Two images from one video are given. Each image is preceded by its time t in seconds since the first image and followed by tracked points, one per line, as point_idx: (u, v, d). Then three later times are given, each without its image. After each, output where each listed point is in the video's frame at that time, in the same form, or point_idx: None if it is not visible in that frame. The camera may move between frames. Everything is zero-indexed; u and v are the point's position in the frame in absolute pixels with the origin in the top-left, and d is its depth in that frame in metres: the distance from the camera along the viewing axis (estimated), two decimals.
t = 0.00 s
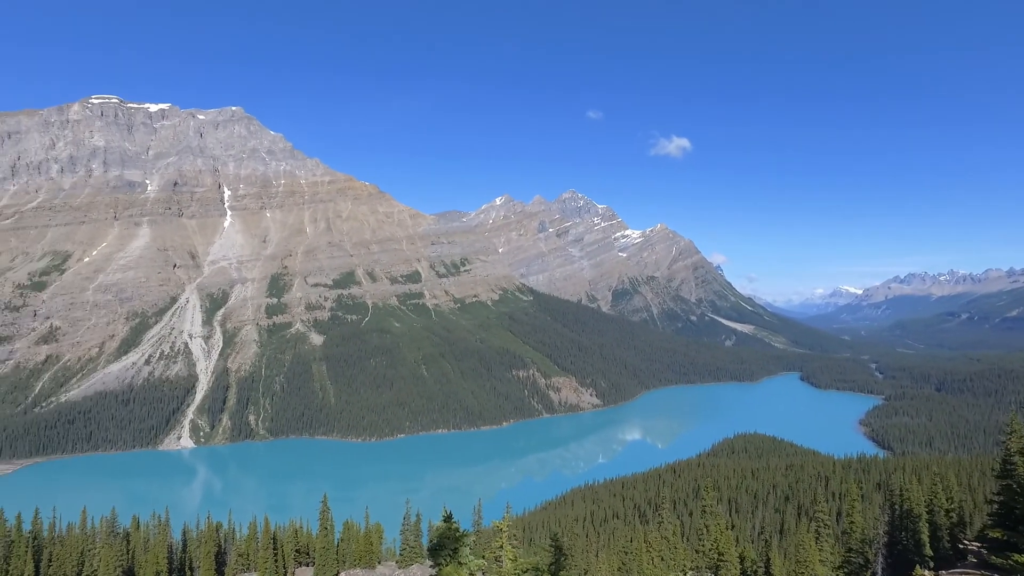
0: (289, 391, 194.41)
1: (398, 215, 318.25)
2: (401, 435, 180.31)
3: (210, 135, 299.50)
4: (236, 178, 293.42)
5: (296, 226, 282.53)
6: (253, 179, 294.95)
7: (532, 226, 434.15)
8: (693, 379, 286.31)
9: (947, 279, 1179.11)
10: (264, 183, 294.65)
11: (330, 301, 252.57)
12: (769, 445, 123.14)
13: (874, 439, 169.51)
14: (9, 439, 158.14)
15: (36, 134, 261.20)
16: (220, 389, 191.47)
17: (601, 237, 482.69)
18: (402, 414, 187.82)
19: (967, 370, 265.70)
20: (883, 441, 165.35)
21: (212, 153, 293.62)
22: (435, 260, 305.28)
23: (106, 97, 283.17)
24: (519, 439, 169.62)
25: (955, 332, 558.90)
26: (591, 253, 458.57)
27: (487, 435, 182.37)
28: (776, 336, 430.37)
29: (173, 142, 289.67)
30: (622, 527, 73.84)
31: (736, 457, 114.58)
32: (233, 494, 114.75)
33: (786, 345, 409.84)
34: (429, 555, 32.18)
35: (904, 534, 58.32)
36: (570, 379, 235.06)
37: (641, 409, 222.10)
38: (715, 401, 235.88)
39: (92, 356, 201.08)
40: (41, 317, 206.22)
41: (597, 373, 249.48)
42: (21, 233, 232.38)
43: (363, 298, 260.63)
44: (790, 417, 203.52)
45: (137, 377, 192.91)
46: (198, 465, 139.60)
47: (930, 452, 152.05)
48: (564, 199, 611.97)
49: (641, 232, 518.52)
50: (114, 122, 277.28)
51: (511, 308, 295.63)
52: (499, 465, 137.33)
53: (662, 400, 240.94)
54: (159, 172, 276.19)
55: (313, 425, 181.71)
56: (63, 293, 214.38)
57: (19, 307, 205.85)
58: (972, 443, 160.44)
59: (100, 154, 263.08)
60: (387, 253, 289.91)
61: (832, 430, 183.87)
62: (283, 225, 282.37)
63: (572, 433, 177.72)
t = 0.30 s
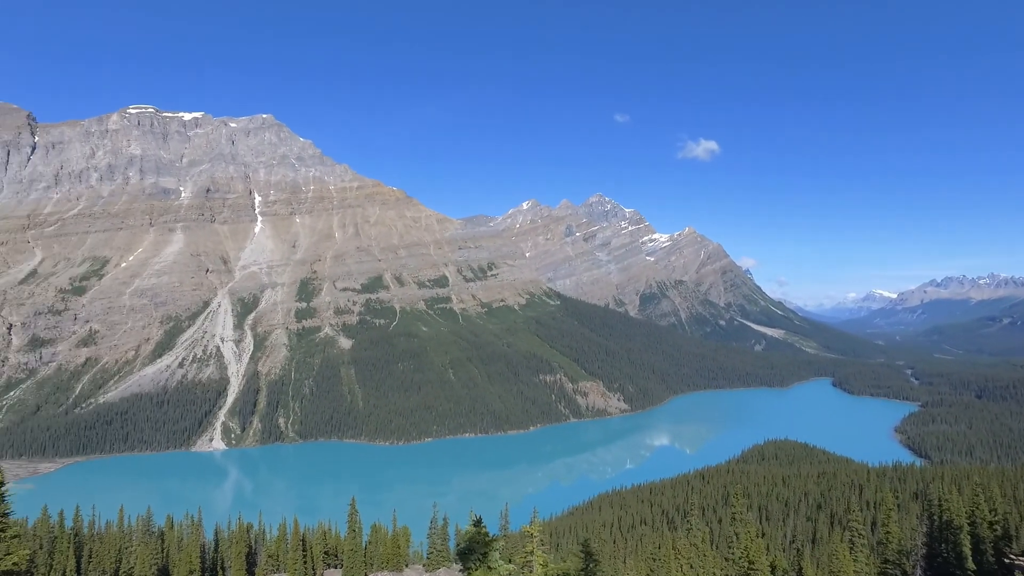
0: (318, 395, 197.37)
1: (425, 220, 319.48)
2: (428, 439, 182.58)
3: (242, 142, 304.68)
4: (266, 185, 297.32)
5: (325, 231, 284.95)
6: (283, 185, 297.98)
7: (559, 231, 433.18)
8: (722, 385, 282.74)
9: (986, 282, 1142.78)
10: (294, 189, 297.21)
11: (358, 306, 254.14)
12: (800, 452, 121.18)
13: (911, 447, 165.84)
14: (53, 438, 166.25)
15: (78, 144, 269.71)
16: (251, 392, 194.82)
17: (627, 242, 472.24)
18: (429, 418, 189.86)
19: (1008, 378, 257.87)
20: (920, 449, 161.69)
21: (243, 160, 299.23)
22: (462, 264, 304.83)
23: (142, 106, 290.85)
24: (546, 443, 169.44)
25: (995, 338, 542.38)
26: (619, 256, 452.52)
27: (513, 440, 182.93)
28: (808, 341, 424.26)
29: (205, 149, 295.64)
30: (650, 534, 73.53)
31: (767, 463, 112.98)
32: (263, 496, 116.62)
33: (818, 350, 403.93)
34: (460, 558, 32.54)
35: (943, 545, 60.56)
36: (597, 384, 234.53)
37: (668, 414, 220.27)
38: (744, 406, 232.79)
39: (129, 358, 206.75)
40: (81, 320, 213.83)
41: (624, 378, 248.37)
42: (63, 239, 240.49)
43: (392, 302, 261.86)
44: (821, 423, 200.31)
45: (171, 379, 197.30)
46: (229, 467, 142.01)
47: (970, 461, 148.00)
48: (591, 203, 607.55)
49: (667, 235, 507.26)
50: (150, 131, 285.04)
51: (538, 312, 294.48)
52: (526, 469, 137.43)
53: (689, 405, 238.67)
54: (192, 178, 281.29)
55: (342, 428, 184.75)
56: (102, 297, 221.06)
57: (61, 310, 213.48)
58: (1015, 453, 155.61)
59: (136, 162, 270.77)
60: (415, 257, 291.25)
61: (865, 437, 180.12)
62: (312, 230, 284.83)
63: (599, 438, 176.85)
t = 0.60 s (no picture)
0: (345, 397, 199.51)
1: (451, 224, 319.45)
2: (453, 442, 183.89)
3: (270, 148, 309.31)
4: (294, 190, 300.62)
5: (352, 236, 287.17)
6: (311, 190, 301.07)
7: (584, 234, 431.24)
8: (750, 390, 278.94)
9: None
10: (321, 193, 300.29)
11: (384, 309, 255.58)
12: (831, 458, 119.11)
13: (948, 455, 161.73)
14: (91, 437, 171.22)
15: (114, 152, 278.86)
16: (279, 394, 197.55)
17: (654, 244, 470.51)
18: (455, 421, 191.05)
19: None
20: (957, 456, 157.66)
21: (272, 166, 303.47)
22: (488, 267, 303.06)
23: (175, 114, 297.93)
24: (572, 447, 168.89)
25: None
26: (645, 260, 449.22)
27: (538, 444, 182.80)
28: (838, 345, 417.95)
29: (235, 155, 301.14)
30: (677, 540, 73.03)
31: (797, 469, 111.17)
32: (291, 497, 118.18)
33: (849, 354, 397.23)
34: (485, 563, 32.46)
35: (984, 555, 60.05)
36: (623, 387, 233.00)
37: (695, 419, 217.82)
38: (774, 411, 228.87)
39: (161, 361, 211.17)
40: (116, 323, 219.41)
41: (650, 382, 246.52)
42: (100, 244, 246.82)
43: (418, 305, 262.90)
44: (853, 429, 196.19)
45: (202, 381, 200.90)
46: (258, 468, 144.07)
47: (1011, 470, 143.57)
48: (617, 206, 601.84)
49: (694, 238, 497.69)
50: (182, 138, 292.18)
51: (564, 316, 292.95)
52: (551, 473, 137.05)
53: (716, 410, 236.04)
54: (222, 184, 286.62)
55: (369, 431, 187.01)
56: (136, 300, 227.26)
57: (97, 314, 219.60)
58: None
59: (169, 169, 277.76)
60: (441, 261, 291.95)
61: (898, 444, 176.07)
62: (339, 234, 287.32)
63: (625, 443, 175.67)
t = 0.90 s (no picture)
0: (371, 400, 201.28)
1: (476, 227, 319.58)
2: (478, 445, 184.46)
3: (297, 153, 313.48)
4: (320, 194, 304.06)
5: (377, 239, 289.62)
6: (336, 195, 304.44)
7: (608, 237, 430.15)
8: (778, 395, 274.88)
9: None
10: (346, 198, 303.66)
11: (409, 312, 256.78)
12: (861, 464, 116.92)
13: (985, 463, 157.47)
14: (124, 438, 175.53)
15: (146, 158, 285.59)
16: (306, 397, 200.13)
17: (680, 247, 465.99)
18: (480, 424, 191.61)
19: None
20: (995, 465, 153.42)
21: (298, 171, 307.43)
22: (512, 270, 303.01)
23: (205, 121, 304.06)
24: (596, 450, 168.04)
25: None
26: (670, 262, 445.63)
27: (561, 447, 182.35)
28: (869, 349, 410.02)
29: (263, 160, 306.05)
30: (703, 545, 72.48)
31: (826, 476, 109.37)
32: (317, 498, 119.57)
33: (880, 359, 389.19)
34: (513, 566, 32.62)
35: None
36: (649, 391, 231.39)
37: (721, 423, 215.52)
38: (803, 416, 225.00)
39: (191, 363, 215.27)
40: (147, 326, 224.25)
41: (676, 386, 244.63)
42: (132, 249, 252.69)
43: (442, 308, 263.87)
44: (886, 435, 191.87)
45: (230, 383, 204.28)
46: (285, 470, 145.95)
47: None
48: (642, 208, 598.24)
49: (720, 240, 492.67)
50: (211, 144, 298.02)
51: (588, 319, 291.29)
52: (576, 477, 136.60)
53: (743, 414, 233.10)
54: (250, 189, 291.37)
55: (393, 433, 188.54)
56: (167, 304, 232.31)
57: (130, 317, 225.33)
58: None
59: (198, 175, 283.51)
60: (465, 264, 292.36)
61: (931, 450, 172.10)
62: (365, 237, 289.91)
63: (650, 446, 174.29)
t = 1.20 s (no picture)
0: (394, 402, 202.53)
1: (498, 230, 319.75)
2: (500, 448, 184.59)
3: (321, 157, 316.88)
4: (343, 198, 306.81)
5: (400, 242, 291.60)
6: (360, 199, 307.25)
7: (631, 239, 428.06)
8: (804, 399, 271.04)
9: None
10: (370, 202, 306.49)
11: (432, 315, 257.75)
12: (890, 470, 114.60)
13: (1021, 471, 153.23)
14: (152, 438, 179.04)
15: (174, 164, 291.24)
16: (329, 399, 202.27)
17: (703, 248, 461.04)
18: (502, 427, 191.70)
19: None
20: None
21: (322, 175, 310.87)
22: (534, 273, 303.06)
23: (231, 126, 309.30)
24: (618, 454, 167.09)
25: None
26: (693, 265, 441.44)
27: (583, 451, 181.68)
28: (898, 352, 402.04)
29: (287, 165, 310.19)
30: (727, 550, 71.74)
31: (854, 481, 107.35)
32: (340, 500, 120.56)
33: (909, 362, 381.52)
34: (536, 568, 32.50)
35: None
36: (672, 394, 229.63)
37: (745, 427, 213.00)
38: (829, 421, 221.28)
39: (217, 365, 218.68)
40: (175, 328, 228.41)
41: (699, 389, 242.50)
42: (161, 253, 257.59)
43: (464, 311, 264.59)
44: (916, 440, 187.88)
45: (255, 385, 207.07)
46: (309, 471, 147.33)
47: None
48: (665, 210, 595.73)
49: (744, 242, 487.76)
50: (237, 150, 303.06)
51: (611, 321, 289.67)
52: (598, 480, 135.84)
53: (768, 418, 230.02)
54: (275, 193, 295.36)
55: (416, 436, 189.52)
56: (194, 307, 236.41)
57: (158, 319, 229.75)
58: None
59: (225, 179, 288.35)
60: (487, 267, 292.97)
61: (964, 456, 168.35)
62: (387, 241, 292.08)
63: (673, 450, 172.69)
